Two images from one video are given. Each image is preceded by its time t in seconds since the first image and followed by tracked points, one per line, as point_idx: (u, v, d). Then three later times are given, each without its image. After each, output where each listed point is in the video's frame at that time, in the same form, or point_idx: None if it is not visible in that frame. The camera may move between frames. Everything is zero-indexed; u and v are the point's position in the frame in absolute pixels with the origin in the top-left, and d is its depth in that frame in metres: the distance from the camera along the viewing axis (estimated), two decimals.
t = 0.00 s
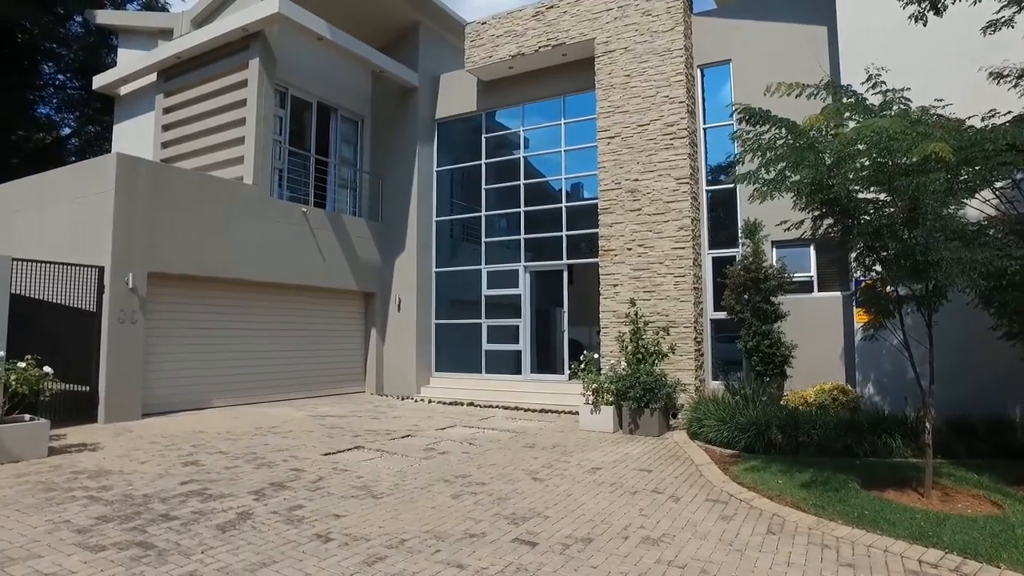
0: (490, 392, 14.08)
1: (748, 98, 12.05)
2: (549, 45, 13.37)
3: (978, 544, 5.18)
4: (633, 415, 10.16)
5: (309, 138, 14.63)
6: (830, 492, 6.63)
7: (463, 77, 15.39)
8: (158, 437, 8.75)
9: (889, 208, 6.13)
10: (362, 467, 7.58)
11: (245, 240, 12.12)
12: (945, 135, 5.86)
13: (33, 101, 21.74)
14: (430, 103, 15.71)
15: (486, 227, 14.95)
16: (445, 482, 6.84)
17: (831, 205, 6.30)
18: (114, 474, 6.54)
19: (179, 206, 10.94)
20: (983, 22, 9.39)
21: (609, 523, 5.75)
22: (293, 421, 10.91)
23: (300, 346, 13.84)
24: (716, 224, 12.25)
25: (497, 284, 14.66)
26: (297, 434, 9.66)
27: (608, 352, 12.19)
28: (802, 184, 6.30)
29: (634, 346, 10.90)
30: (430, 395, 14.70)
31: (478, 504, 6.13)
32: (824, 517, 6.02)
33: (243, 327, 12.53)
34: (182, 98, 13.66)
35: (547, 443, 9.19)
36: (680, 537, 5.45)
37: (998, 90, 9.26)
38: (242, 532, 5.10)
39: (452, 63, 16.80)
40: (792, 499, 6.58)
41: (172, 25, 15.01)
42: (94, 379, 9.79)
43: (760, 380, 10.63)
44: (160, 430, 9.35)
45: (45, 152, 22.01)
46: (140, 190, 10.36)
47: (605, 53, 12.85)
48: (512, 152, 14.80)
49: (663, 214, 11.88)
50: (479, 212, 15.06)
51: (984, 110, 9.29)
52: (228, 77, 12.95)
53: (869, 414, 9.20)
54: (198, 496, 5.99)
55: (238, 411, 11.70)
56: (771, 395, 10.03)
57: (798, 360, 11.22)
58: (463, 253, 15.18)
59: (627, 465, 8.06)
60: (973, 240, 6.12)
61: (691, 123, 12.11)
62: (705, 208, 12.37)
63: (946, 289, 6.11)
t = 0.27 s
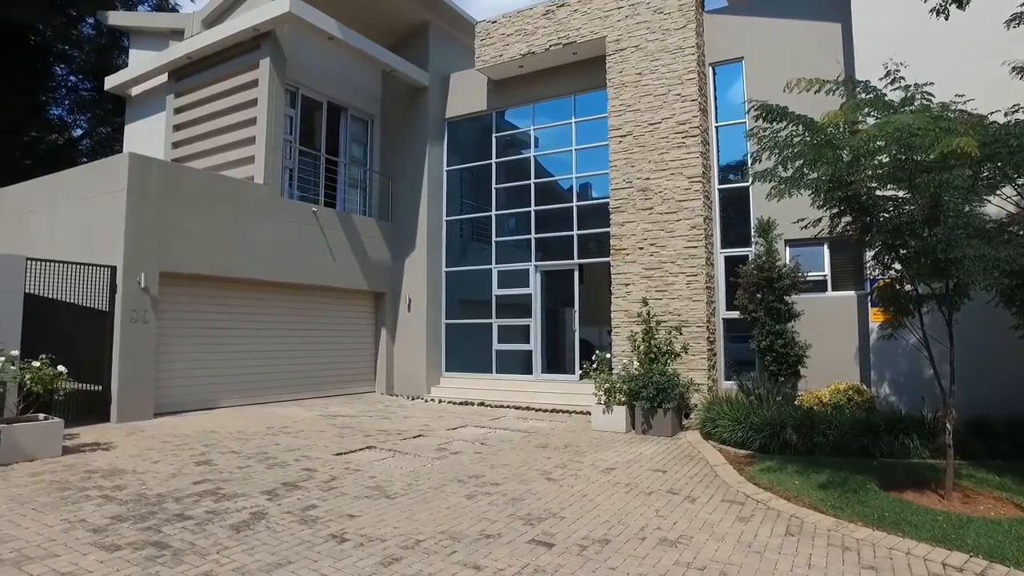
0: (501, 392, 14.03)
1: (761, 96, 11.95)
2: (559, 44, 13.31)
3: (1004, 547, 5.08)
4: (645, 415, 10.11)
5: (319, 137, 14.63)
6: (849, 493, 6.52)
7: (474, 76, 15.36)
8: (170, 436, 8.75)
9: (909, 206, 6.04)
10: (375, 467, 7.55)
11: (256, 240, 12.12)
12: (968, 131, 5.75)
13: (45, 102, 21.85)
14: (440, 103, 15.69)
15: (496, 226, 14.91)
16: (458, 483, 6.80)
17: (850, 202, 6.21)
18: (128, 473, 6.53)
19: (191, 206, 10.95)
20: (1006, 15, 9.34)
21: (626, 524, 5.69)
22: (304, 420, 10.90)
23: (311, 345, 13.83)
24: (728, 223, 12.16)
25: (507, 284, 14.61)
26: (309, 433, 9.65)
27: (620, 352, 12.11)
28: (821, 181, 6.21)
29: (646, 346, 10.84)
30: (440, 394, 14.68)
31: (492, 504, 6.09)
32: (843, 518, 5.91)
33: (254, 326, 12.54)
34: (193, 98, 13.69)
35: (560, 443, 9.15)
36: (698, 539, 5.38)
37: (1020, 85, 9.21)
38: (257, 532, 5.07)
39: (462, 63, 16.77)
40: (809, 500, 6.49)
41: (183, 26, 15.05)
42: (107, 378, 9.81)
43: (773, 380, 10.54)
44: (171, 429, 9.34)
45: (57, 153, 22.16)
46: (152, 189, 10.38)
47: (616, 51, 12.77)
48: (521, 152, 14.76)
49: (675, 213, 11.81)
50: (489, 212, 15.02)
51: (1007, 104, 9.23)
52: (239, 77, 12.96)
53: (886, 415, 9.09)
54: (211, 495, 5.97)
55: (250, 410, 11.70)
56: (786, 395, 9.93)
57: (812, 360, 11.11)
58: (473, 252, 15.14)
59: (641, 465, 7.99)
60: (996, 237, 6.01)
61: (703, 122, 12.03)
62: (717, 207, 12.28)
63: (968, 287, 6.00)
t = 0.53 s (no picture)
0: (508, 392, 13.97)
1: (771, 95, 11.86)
2: (567, 42, 13.25)
3: None
4: (655, 415, 10.05)
5: (326, 137, 14.61)
6: (864, 495, 6.43)
7: (481, 75, 15.32)
8: (178, 437, 8.72)
9: (926, 204, 5.96)
10: (384, 468, 7.51)
11: (263, 240, 12.10)
12: (988, 127, 5.66)
13: (53, 103, 21.87)
14: (447, 102, 15.66)
15: (503, 226, 14.86)
16: (468, 483, 6.75)
17: (866, 200, 6.14)
18: (137, 473, 6.50)
19: (198, 206, 10.93)
20: None
21: (639, 525, 5.63)
22: (312, 420, 10.87)
23: (318, 345, 13.80)
24: (737, 223, 12.08)
25: (514, 284, 14.56)
26: (317, 434, 9.61)
27: (629, 352, 12.04)
28: (835, 179, 6.13)
29: (655, 346, 10.79)
30: (447, 394, 14.65)
31: (504, 505, 6.03)
32: (859, 520, 5.81)
33: (261, 326, 12.51)
34: (201, 98, 13.69)
35: (569, 444, 9.10)
36: (712, 541, 5.32)
37: None
38: (267, 534, 5.03)
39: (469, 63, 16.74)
40: (823, 501, 6.39)
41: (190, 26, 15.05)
42: (115, 377, 9.77)
43: (784, 381, 10.45)
44: (179, 429, 9.32)
45: (65, 153, 22.25)
46: (159, 190, 10.36)
47: (624, 50, 12.71)
48: (528, 151, 14.73)
49: (684, 211, 11.74)
50: (496, 211, 14.98)
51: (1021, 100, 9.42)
52: (246, 76, 12.95)
53: (899, 415, 8.99)
54: (221, 496, 5.93)
55: (257, 410, 11.68)
56: (797, 395, 9.85)
57: (823, 360, 11.02)
58: (480, 252, 15.10)
59: (652, 466, 7.92)
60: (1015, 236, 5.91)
61: (712, 120, 11.96)
62: (727, 207, 12.20)
63: (986, 287, 5.91)
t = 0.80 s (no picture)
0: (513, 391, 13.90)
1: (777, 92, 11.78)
2: (572, 40, 13.18)
3: None
4: (662, 415, 9.99)
5: (330, 135, 14.57)
6: (875, 495, 6.35)
7: (486, 73, 15.25)
8: (182, 436, 8.67)
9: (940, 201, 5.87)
10: (390, 468, 7.45)
11: (267, 238, 12.05)
12: (1004, 122, 5.56)
13: (57, 101, 21.81)
14: (452, 100, 15.61)
15: (507, 224, 14.81)
16: (475, 483, 6.69)
17: (877, 197, 6.06)
18: (141, 473, 6.45)
19: (202, 204, 10.88)
20: None
21: (649, 526, 5.57)
22: (316, 420, 10.82)
23: (322, 344, 13.76)
24: (744, 221, 12.00)
25: (519, 282, 14.50)
26: (322, 433, 9.57)
27: (635, 351, 11.97)
28: (847, 176, 6.05)
29: (662, 345, 10.71)
30: (452, 393, 14.60)
31: (511, 506, 5.98)
32: (871, 522, 5.72)
33: (265, 325, 12.46)
34: (204, 96, 13.65)
35: (576, 443, 9.04)
36: (723, 541, 5.25)
37: None
38: (273, 534, 4.97)
39: (473, 61, 16.69)
40: (834, 502, 6.31)
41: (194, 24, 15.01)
42: (119, 376, 9.73)
43: (791, 380, 10.37)
44: (183, 428, 9.27)
45: (68, 152, 22.24)
46: (162, 187, 10.30)
47: (630, 47, 12.63)
48: (533, 150, 14.67)
49: (690, 210, 11.68)
50: (501, 210, 14.92)
51: None
52: (250, 74, 12.90)
53: (908, 415, 8.89)
54: (226, 496, 5.88)
55: (261, 409, 11.64)
56: (805, 394, 9.77)
57: (831, 360, 10.92)
58: (484, 251, 15.05)
59: (660, 466, 7.86)
60: None
61: (718, 118, 11.88)
62: (733, 205, 12.12)
63: (1001, 285, 5.83)
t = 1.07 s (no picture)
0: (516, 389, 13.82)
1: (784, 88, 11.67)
2: (577, 35, 13.08)
3: None
4: (668, 413, 9.90)
5: (333, 132, 14.48)
6: (888, 494, 6.24)
7: (489, 69, 15.17)
8: (184, 434, 8.59)
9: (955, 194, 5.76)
10: (394, 466, 7.37)
11: (269, 235, 11.96)
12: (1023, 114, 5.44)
13: (59, 99, 21.69)
14: (455, 96, 15.52)
15: (511, 221, 14.72)
16: (481, 482, 6.61)
17: (890, 191, 5.96)
18: (143, 472, 6.37)
19: (204, 200, 10.80)
20: None
21: (658, 526, 5.48)
22: (319, 418, 10.74)
23: (324, 342, 13.68)
24: (750, 218, 11.89)
25: (523, 280, 14.42)
26: (325, 431, 9.48)
27: (640, 348, 11.87)
28: (860, 169, 5.95)
29: (667, 342, 10.61)
30: (455, 391, 14.52)
31: (518, 505, 5.90)
32: (885, 521, 5.61)
33: (267, 322, 12.39)
34: (206, 92, 13.57)
35: (582, 442, 8.96)
36: (734, 541, 5.16)
37: None
38: (277, 534, 4.88)
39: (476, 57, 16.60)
40: (846, 501, 6.20)
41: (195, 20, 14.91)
42: (120, 374, 9.65)
43: (798, 378, 10.27)
44: (185, 426, 9.19)
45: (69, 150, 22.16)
46: (164, 183, 10.22)
47: (635, 42, 12.52)
48: (536, 146, 14.58)
49: (696, 206, 11.59)
50: (505, 207, 14.83)
51: None
52: (252, 70, 12.82)
53: (918, 413, 8.79)
54: (228, 495, 5.79)
55: (264, 407, 11.57)
56: (813, 392, 9.67)
57: (838, 357, 10.81)
58: (487, 248, 14.96)
59: (668, 464, 7.76)
60: None
61: (725, 114, 11.78)
62: (739, 201, 12.02)
63: (1017, 280, 5.73)
